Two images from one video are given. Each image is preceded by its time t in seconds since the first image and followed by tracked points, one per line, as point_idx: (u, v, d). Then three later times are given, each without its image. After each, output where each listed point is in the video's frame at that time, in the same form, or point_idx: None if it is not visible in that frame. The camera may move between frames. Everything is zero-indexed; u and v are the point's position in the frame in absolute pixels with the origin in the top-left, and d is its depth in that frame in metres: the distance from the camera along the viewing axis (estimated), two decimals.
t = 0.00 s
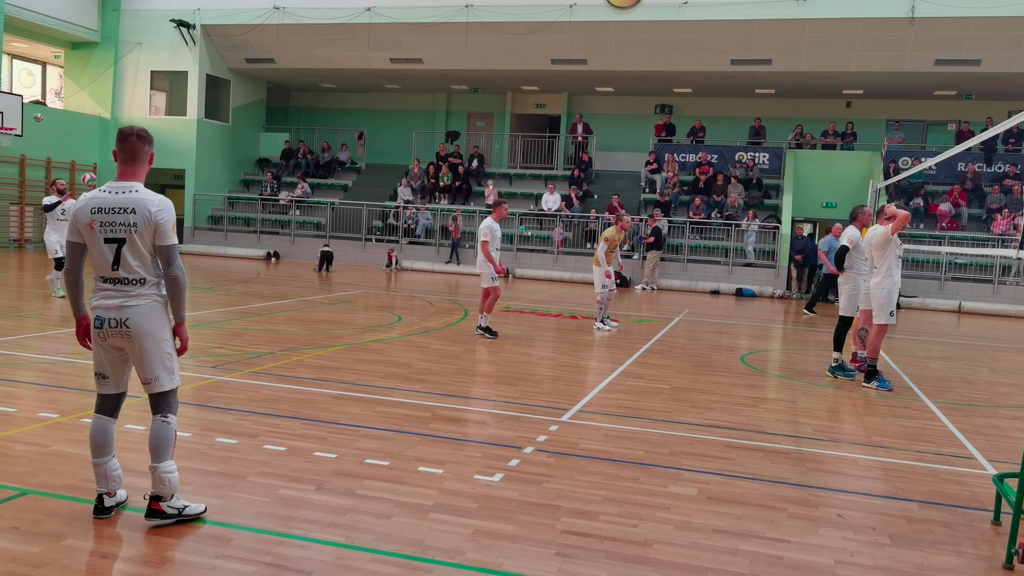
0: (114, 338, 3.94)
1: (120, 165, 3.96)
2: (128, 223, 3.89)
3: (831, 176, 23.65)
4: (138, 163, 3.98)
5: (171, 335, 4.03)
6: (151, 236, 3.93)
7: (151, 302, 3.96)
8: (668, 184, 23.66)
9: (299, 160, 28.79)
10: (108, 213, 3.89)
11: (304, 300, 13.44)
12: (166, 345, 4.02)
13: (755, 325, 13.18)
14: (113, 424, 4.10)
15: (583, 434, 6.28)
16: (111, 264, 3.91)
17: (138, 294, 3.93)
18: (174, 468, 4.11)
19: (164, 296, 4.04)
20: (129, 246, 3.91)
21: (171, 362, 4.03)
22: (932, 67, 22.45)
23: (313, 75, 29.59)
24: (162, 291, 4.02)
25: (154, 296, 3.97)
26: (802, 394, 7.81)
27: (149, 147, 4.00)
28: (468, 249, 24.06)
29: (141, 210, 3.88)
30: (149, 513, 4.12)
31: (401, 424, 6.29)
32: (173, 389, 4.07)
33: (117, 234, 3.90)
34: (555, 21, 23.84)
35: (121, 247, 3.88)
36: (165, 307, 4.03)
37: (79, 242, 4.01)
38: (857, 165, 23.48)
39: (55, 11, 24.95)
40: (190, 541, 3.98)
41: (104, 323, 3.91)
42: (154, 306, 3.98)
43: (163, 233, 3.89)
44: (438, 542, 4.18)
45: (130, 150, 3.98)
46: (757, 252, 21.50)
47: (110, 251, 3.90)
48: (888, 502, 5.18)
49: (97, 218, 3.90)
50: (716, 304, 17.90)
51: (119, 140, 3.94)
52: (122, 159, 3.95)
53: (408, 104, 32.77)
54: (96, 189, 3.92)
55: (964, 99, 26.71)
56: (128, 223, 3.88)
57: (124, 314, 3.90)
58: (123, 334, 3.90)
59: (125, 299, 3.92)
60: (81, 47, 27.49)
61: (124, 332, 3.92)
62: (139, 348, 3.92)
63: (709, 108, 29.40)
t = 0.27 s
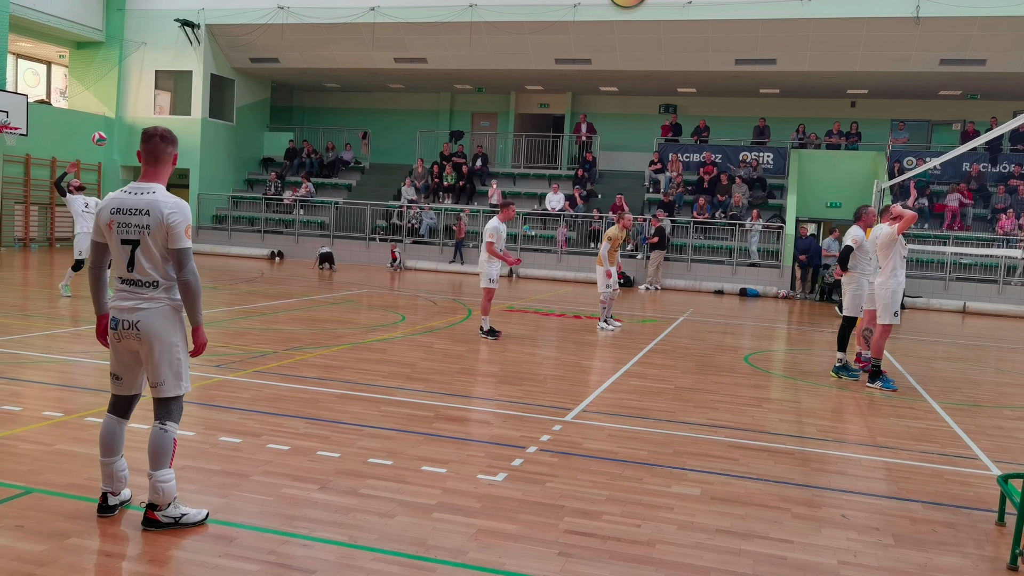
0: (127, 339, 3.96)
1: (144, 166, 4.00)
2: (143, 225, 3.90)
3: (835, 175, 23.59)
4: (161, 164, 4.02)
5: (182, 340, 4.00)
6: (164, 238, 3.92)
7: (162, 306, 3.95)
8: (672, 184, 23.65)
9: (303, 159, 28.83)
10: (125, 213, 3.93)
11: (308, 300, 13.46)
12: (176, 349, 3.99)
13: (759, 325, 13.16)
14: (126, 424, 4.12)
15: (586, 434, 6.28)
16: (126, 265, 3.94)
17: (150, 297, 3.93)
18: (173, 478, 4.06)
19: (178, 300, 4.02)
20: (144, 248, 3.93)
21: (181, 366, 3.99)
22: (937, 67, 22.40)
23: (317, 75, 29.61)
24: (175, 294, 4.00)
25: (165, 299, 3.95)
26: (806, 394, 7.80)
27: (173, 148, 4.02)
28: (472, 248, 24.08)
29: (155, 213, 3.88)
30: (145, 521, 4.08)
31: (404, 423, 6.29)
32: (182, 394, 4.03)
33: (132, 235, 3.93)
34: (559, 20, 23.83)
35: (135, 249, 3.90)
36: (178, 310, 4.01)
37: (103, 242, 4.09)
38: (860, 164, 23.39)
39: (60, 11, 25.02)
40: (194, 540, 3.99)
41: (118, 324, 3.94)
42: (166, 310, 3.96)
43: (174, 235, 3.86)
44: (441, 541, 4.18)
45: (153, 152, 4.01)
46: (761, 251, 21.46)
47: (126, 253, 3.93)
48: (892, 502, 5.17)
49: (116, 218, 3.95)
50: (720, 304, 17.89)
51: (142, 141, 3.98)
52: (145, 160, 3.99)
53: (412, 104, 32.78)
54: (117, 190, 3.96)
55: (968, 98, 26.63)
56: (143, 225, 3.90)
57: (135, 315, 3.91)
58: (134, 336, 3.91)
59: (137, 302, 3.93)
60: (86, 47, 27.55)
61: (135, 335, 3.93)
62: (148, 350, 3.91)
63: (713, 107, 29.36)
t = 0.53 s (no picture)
0: (148, 341, 3.97)
1: (173, 167, 4.01)
2: (167, 226, 3.91)
3: (839, 176, 23.55)
4: (191, 166, 4.03)
5: (200, 344, 3.99)
6: (186, 241, 3.91)
7: (182, 309, 3.94)
8: (674, 184, 23.64)
9: (306, 159, 28.86)
10: (151, 214, 3.94)
11: (311, 299, 13.46)
12: (195, 352, 3.99)
13: (761, 326, 13.14)
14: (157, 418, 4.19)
15: (588, 434, 6.27)
16: (149, 266, 3.95)
17: (170, 300, 3.94)
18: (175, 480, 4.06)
19: (198, 303, 4.02)
20: (166, 250, 3.92)
21: (200, 370, 3.99)
22: (940, 67, 22.37)
23: (320, 75, 29.62)
24: (195, 298, 4.00)
25: (186, 302, 3.96)
26: (809, 394, 7.78)
27: (202, 151, 4.02)
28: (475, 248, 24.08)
29: (178, 215, 3.88)
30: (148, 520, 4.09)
31: (406, 423, 6.30)
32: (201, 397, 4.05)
33: (155, 236, 3.93)
34: (562, 20, 23.83)
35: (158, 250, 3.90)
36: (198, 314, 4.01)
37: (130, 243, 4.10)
38: (863, 164, 23.36)
39: (64, 10, 25.08)
40: (197, 540, 3.99)
41: (139, 324, 3.96)
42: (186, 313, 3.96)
43: (196, 238, 3.86)
44: (443, 541, 4.18)
45: (182, 154, 4.02)
46: (764, 251, 21.44)
47: (148, 254, 3.94)
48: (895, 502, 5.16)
49: (142, 218, 3.95)
50: (723, 304, 17.87)
51: (171, 143, 3.99)
52: (175, 161, 4.00)
53: (415, 103, 32.79)
54: (145, 190, 3.98)
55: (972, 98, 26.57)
56: (167, 226, 3.90)
57: (157, 317, 3.92)
58: (153, 338, 3.93)
59: (158, 303, 3.94)
60: (90, 46, 27.60)
61: (155, 336, 3.94)
62: (165, 352, 3.92)
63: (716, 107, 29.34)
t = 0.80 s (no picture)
0: (165, 339, 4.01)
1: (200, 168, 4.03)
2: (189, 226, 3.94)
3: (841, 175, 23.50)
4: (217, 168, 4.03)
5: (213, 347, 3.99)
6: (205, 242, 3.92)
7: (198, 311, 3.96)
8: (677, 183, 23.64)
9: (309, 158, 28.86)
10: (176, 213, 3.98)
11: (313, 298, 13.46)
12: (206, 354, 3.99)
13: (764, 325, 13.13)
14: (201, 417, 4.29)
15: (590, 433, 6.27)
16: (170, 265, 3.99)
17: (187, 301, 3.96)
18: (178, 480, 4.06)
19: (214, 306, 4.02)
20: (186, 250, 3.95)
21: (209, 373, 3.99)
22: (943, 66, 22.34)
23: (322, 74, 29.63)
24: (211, 300, 4.01)
25: (201, 303, 3.97)
26: (811, 394, 7.78)
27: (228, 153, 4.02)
28: (477, 248, 24.10)
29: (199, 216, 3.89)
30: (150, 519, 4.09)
31: (408, 422, 6.30)
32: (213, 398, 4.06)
33: (177, 236, 3.97)
34: (565, 20, 23.81)
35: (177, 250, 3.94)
36: (214, 317, 4.01)
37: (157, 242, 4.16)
38: (865, 163, 23.24)
39: (66, 9, 25.10)
40: (199, 539, 3.99)
41: (157, 323, 4.01)
42: (202, 315, 3.98)
43: (214, 239, 3.86)
44: (445, 541, 4.18)
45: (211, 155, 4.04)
46: (766, 251, 21.43)
47: (170, 253, 3.98)
48: (897, 502, 5.16)
49: (167, 217, 4.01)
50: (725, 303, 17.87)
51: (200, 143, 4.02)
52: (201, 162, 4.01)
53: (418, 102, 32.78)
54: (173, 190, 4.03)
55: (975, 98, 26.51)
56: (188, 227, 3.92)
57: (172, 316, 3.95)
58: (167, 338, 3.96)
59: (175, 303, 3.97)
60: (92, 46, 27.63)
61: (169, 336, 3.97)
62: (178, 352, 3.94)
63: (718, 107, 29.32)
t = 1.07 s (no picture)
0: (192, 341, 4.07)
1: (231, 174, 4.08)
2: (214, 230, 3.98)
3: (843, 174, 23.47)
4: (245, 174, 4.06)
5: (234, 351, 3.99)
6: (227, 245, 3.94)
7: (221, 313, 3.97)
8: (679, 183, 23.63)
9: (311, 158, 28.86)
10: (205, 217, 4.04)
11: (316, 299, 13.47)
12: (227, 357, 4.01)
13: (767, 325, 13.12)
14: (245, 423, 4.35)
15: (592, 433, 6.27)
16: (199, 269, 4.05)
17: (212, 304, 3.99)
18: (190, 479, 4.09)
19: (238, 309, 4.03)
20: (211, 254, 4.00)
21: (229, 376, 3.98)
22: (945, 65, 22.29)
23: (324, 74, 29.63)
24: (234, 303, 4.02)
25: (222, 306, 3.99)
26: (814, 394, 7.76)
27: (256, 158, 4.04)
28: (480, 247, 24.11)
29: (222, 220, 3.93)
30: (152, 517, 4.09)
31: (409, 422, 6.30)
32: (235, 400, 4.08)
33: (205, 240, 4.03)
34: (566, 19, 23.80)
35: (202, 253, 3.99)
36: (237, 320, 4.01)
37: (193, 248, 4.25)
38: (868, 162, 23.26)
39: (68, 10, 25.15)
40: (200, 539, 4.00)
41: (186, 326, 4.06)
42: (225, 318, 3.99)
43: (235, 241, 3.87)
44: (447, 541, 4.18)
45: (241, 161, 4.08)
46: (769, 250, 21.41)
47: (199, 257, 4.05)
48: (899, 502, 5.15)
49: (198, 221, 4.08)
50: (728, 303, 17.85)
51: (231, 149, 4.08)
52: (232, 168, 4.07)
53: (419, 102, 32.78)
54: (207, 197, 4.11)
55: (977, 96, 26.47)
56: (213, 231, 3.97)
57: (195, 318, 4.00)
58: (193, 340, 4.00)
59: (201, 306, 4.02)
60: (94, 47, 27.69)
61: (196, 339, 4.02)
62: (201, 354, 3.97)
63: (720, 106, 29.31)
